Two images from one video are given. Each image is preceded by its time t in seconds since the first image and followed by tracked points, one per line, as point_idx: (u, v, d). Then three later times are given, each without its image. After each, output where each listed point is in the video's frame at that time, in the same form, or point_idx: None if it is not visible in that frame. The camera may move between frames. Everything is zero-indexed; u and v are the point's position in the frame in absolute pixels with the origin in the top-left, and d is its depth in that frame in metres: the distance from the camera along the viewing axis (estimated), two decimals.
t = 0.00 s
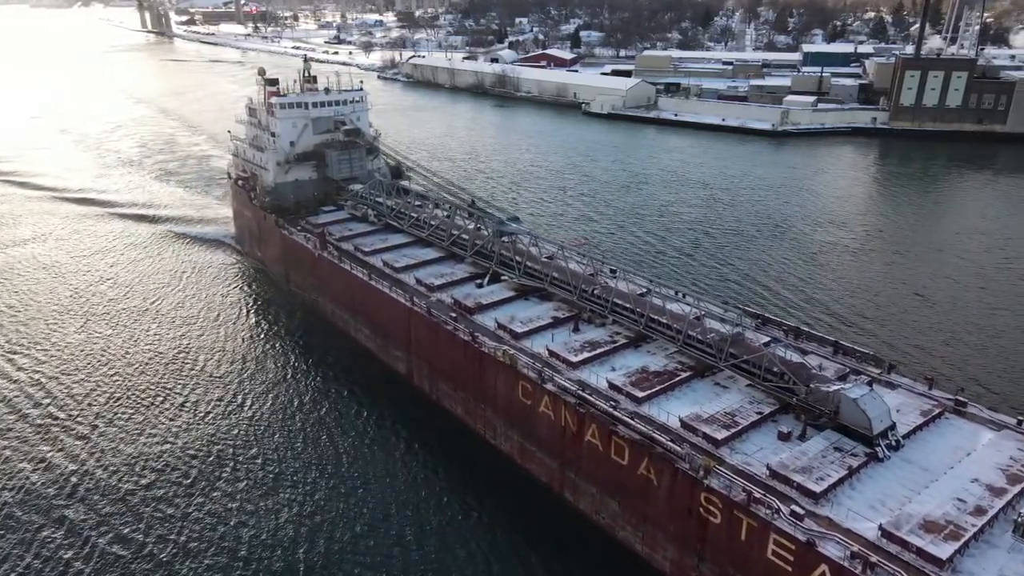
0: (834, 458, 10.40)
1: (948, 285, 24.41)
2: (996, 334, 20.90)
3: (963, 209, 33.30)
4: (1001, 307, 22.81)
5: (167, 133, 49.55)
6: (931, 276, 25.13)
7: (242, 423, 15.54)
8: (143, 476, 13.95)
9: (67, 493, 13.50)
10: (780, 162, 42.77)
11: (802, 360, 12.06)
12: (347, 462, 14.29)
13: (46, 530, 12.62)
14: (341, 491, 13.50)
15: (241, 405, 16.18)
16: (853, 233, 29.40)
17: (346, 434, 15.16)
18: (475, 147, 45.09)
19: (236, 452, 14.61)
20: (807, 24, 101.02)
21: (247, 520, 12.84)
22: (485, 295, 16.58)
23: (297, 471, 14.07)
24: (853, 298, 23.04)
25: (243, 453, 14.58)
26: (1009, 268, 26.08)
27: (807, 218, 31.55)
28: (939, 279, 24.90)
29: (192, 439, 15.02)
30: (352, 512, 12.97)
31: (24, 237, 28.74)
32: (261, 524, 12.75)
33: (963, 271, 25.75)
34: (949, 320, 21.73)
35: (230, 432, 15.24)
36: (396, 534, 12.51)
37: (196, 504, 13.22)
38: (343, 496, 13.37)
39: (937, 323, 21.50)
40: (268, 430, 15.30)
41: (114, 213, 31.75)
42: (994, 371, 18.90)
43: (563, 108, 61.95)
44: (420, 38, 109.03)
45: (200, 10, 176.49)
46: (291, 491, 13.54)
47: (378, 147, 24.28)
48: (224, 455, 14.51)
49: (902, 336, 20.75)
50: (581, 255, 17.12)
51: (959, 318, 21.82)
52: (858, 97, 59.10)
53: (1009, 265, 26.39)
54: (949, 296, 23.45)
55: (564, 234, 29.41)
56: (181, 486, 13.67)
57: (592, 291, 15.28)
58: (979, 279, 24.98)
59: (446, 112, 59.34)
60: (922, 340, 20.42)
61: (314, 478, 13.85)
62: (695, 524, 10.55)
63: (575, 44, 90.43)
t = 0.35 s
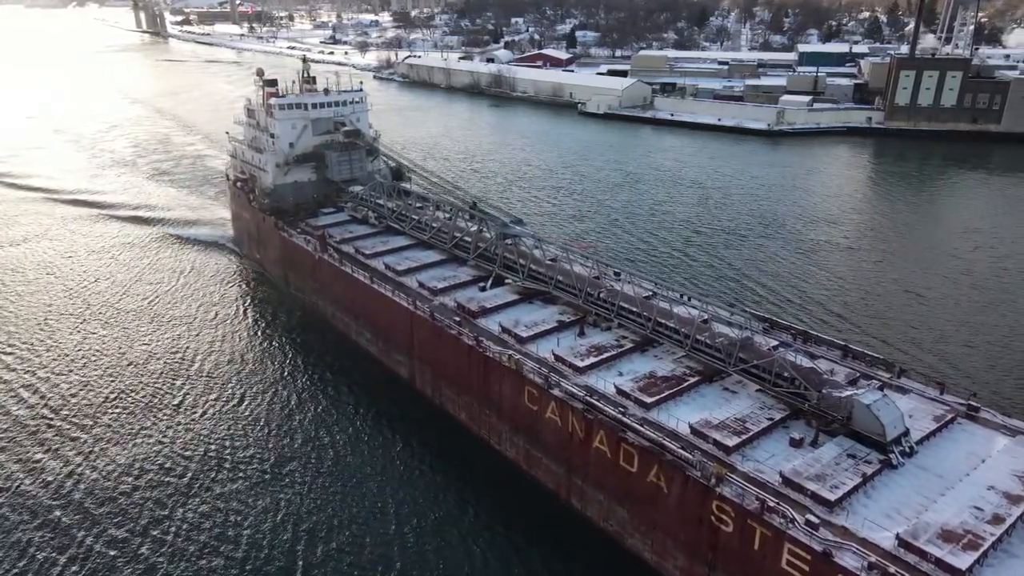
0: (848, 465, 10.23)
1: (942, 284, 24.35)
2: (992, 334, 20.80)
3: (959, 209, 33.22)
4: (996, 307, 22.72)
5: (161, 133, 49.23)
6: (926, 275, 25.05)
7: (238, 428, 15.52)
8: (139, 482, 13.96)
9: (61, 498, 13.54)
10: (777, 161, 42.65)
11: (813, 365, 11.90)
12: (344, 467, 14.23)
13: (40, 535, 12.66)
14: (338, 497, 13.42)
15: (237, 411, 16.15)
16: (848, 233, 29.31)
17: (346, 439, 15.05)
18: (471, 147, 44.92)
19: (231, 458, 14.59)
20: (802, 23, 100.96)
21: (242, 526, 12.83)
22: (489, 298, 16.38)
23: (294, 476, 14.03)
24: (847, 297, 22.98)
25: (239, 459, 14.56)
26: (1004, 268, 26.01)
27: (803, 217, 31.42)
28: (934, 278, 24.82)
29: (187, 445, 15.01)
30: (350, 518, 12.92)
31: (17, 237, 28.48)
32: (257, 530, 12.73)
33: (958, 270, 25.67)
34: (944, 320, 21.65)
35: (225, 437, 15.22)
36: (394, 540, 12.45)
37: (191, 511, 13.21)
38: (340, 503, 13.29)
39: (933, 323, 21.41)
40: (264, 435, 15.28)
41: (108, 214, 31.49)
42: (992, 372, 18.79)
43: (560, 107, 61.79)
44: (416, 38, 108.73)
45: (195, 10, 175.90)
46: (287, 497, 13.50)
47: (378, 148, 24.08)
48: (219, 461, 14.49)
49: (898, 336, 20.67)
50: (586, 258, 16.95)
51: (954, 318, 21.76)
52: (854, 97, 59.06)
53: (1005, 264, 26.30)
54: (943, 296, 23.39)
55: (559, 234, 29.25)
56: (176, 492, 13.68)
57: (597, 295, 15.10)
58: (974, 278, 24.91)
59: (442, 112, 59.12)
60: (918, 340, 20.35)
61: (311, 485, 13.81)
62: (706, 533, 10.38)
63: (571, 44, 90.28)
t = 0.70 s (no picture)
0: (863, 472, 10.07)
1: (934, 283, 24.40)
2: (986, 335, 20.79)
3: (952, 208, 33.18)
4: (989, 307, 22.72)
5: (156, 133, 48.93)
6: (917, 275, 25.09)
7: (234, 428, 15.39)
8: (131, 482, 13.81)
9: (51, 498, 13.40)
10: (773, 161, 42.56)
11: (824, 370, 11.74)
12: (342, 469, 14.09)
13: (30, 536, 12.52)
14: (335, 501, 13.26)
15: (232, 411, 16.00)
16: (843, 233, 29.29)
17: (345, 442, 14.89)
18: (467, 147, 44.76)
19: (225, 459, 14.46)
20: (798, 24, 100.94)
21: (236, 529, 12.69)
22: (493, 301, 16.19)
23: (291, 478, 13.88)
24: (842, 297, 22.96)
25: (234, 460, 14.43)
26: (999, 267, 25.98)
27: (799, 218, 31.37)
28: (925, 278, 24.89)
29: (181, 445, 14.86)
30: (348, 522, 12.77)
31: (11, 239, 28.23)
32: (252, 533, 12.60)
33: (951, 270, 25.68)
34: (936, 320, 21.69)
35: (220, 438, 15.09)
36: (394, 544, 12.31)
37: (184, 512, 13.07)
38: (339, 507, 13.13)
39: (927, 324, 21.39)
40: (260, 436, 15.14)
41: (103, 215, 31.21)
42: (989, 373, 18.72)
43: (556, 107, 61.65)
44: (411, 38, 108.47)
45: (189, 11, 175.39)
46: (283, 499, 13.37)
47: (378, 149, 23.88)
48: (214, 462, 14.35)
49: (892, 336, 20.65)
50: (591, 261, 16.77)
51: (946, 318, 21.80)
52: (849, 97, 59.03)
53: (1000, 264, 26.28)
54: (934, 295, 23.43)
55: (556, 234, 29.12)
56: (170, 493, 13.55)
57: (603, 299, 14.93)
58: (967, 278, 24.93)
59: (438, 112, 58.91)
60: (913, 341, 20.34)
61: (307, 487, 13.67)
62: (718, 541, 10.21)
63: (567, 44, 90.14)
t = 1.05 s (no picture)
0: (877, 479, 9.92)
1: (925, 282, 24.41)
2: (979, 334, 20.73)
3: (946, 207, 33.11)
4: (982, 305, 22.67)
5: (149, 133, 48.61)
6: (909, 273, 25.10)
7: (229, 429, 15.22)
8: (124, 484, 13.64)
9: (43, 500, 13.22)
10: (769, 160, 42.44)
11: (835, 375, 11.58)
12: (340, 472, 13.91)
13: (24, 537, 12.37)
14: (333, 503, 13.08)
15: (227, 412, 15.82)
16: (838, 233, 29.22)
17: (345, 444, 14.70)
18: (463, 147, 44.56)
19: (219, 460, 14.28)
20: (792, 23, 100.96)
21: (230, 531, 12.52)
22: (496, 305, 16.00)
23: (289, 478, 13.76)
24: (836, 296, 22.93)
25: (229, 461, 14.25)
26: (992, 266, 25.92)
27: (795, 217, 31.27)
28: (915, 276, 24.92)
29: (176, 447, 14.68)
30: (345, 525, 12.59)
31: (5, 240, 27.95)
32: (249, 534, 12.45)
33: (944, 268, 25.66)
34: (927, 318, 21.70)
35: (215, 439, 14.91)
36: (394, 548, 12.13)
37: (177, 514, 12.90)
38: (337, 510, 12.94)
39: (921, 324, 21.32)
40: (256, 437, 14.97)
41: (96, 216, 30.92)
42: (984, 373, 18.64)
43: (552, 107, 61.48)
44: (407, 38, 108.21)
45: (183, 11, 174.92)
46: (279, 501, 13.19)
47: (377, 150, 23.67)
48: (209, 464, 14.18)
49: (886, 336, 20.59)
50: (595, 264, 16.61)
51: (937, 316, 21.82)
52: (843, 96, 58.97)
53: (993, 263, 26.23)
54: (924, 292, 23.51)
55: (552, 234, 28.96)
56: (164, 494, 13.37)
57: (608, 302, 14.76)
58: (959, 277, 24.93)
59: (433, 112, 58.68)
60: (907, 341, 20.28)
61: (304, 489, 13.49)
62: (729, 550, 10.04)
63: (562, 44, 89.99)
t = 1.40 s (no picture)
0: (890, 487, 9.77)
1: (915, 279, 24.43)
2: (967, 332, 20.73)
3: (939, 206, 33.06)
4: (971, 303, 22.66)
5: (143, 133, 48.30)
6: (897, 271, 25.16)
7: (223, 434, 15.09)
8: (115, 488, 13.51)
9: (32, 506, 13.05)
10: (764, 160, 42.35)
11: (846, 380, 11.42)
12: (335, 477, 13.78)
13: (23, 540, 12.29)
14: (333, 508, 12.95)
15: (222, 416, 15.71)
16: (831, 232, 29.17)
17: (346, 449, 14.56)
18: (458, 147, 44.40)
19: (212, 465, 14.15)
20: (786, 24, 100.98)
21: (223, 537, 12.39)
22: (499, 308, 15.81)
23: (289, 483, 13.67)
24: (826, 292, 22.94)
25: (222, 467, 14.12)
26: (984, 265, 25.86)
27: (789, 216, 31.18)
28: (904, 273, 24.97)
29: (169, 451, 14.56)
30: (341, 532, 12.46)
31: None
32: (249, 538, 12.35)
33: (933, 266, 25.71)
34: (913, 314, 21.79)
35: (209, 443, 14.78)
36: (392, 556, 11.99)
37: (169, 520, 12.76)
38: (334, 517, 12.81)
39: (911, 322, 21.31)
40: (250, 442, 14.84)
41: (89, 217, 30.64)
42: (974, 372, 18.58)
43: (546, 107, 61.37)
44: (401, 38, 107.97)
45: (177, 11, 174.41)
46: (272, 506, 13.08)
47: (376, 152, 23.46)
48: (208, 467, 14.07)
49: (877, 334, 20.55)
50: (598, 266, 16.46)
51: (920, 311, 21.96)
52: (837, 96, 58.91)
53: (986, 262, 26.17)
54: (907, 288, 23.67)
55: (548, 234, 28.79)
56: (155, 499, 13.24)
57: (614, 306, 14.59)
58: (949, 275, 24.93)
59: (428, 112, 58.47)
60: (897, 338, 20.29)
61: (299, 494, 13.37)
62: (741, 559, 9.87)
63: (557, 44, 89.85)
